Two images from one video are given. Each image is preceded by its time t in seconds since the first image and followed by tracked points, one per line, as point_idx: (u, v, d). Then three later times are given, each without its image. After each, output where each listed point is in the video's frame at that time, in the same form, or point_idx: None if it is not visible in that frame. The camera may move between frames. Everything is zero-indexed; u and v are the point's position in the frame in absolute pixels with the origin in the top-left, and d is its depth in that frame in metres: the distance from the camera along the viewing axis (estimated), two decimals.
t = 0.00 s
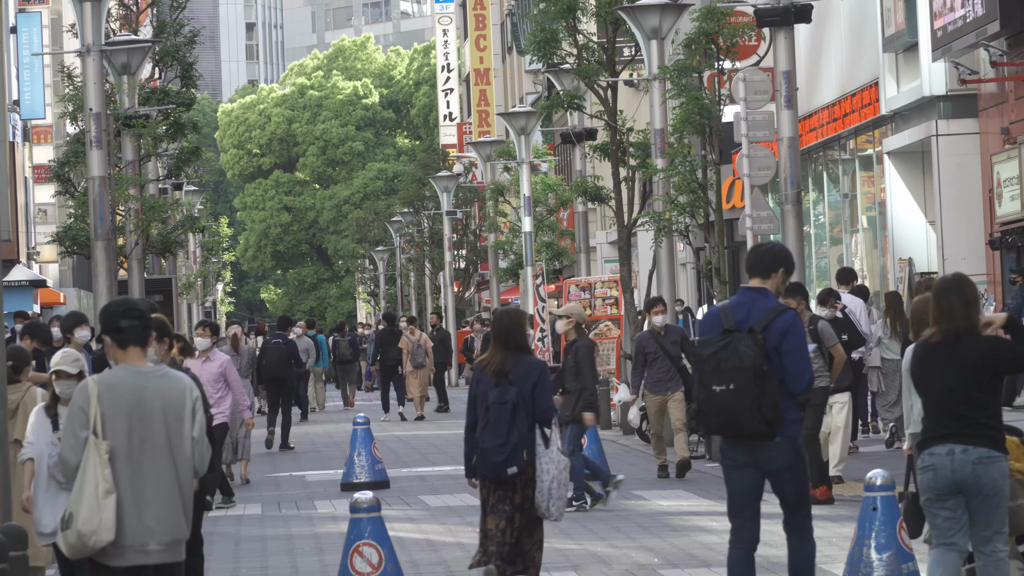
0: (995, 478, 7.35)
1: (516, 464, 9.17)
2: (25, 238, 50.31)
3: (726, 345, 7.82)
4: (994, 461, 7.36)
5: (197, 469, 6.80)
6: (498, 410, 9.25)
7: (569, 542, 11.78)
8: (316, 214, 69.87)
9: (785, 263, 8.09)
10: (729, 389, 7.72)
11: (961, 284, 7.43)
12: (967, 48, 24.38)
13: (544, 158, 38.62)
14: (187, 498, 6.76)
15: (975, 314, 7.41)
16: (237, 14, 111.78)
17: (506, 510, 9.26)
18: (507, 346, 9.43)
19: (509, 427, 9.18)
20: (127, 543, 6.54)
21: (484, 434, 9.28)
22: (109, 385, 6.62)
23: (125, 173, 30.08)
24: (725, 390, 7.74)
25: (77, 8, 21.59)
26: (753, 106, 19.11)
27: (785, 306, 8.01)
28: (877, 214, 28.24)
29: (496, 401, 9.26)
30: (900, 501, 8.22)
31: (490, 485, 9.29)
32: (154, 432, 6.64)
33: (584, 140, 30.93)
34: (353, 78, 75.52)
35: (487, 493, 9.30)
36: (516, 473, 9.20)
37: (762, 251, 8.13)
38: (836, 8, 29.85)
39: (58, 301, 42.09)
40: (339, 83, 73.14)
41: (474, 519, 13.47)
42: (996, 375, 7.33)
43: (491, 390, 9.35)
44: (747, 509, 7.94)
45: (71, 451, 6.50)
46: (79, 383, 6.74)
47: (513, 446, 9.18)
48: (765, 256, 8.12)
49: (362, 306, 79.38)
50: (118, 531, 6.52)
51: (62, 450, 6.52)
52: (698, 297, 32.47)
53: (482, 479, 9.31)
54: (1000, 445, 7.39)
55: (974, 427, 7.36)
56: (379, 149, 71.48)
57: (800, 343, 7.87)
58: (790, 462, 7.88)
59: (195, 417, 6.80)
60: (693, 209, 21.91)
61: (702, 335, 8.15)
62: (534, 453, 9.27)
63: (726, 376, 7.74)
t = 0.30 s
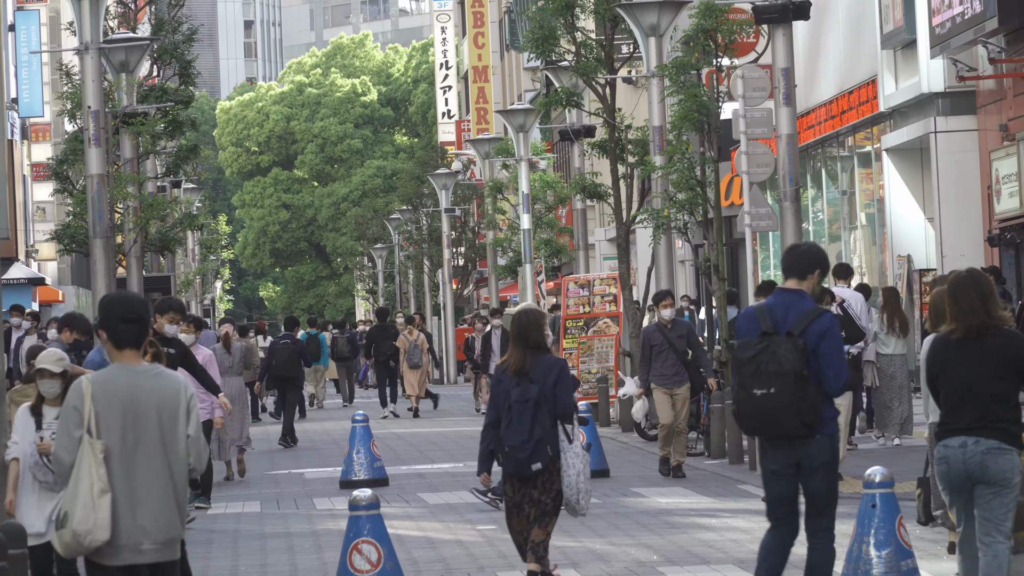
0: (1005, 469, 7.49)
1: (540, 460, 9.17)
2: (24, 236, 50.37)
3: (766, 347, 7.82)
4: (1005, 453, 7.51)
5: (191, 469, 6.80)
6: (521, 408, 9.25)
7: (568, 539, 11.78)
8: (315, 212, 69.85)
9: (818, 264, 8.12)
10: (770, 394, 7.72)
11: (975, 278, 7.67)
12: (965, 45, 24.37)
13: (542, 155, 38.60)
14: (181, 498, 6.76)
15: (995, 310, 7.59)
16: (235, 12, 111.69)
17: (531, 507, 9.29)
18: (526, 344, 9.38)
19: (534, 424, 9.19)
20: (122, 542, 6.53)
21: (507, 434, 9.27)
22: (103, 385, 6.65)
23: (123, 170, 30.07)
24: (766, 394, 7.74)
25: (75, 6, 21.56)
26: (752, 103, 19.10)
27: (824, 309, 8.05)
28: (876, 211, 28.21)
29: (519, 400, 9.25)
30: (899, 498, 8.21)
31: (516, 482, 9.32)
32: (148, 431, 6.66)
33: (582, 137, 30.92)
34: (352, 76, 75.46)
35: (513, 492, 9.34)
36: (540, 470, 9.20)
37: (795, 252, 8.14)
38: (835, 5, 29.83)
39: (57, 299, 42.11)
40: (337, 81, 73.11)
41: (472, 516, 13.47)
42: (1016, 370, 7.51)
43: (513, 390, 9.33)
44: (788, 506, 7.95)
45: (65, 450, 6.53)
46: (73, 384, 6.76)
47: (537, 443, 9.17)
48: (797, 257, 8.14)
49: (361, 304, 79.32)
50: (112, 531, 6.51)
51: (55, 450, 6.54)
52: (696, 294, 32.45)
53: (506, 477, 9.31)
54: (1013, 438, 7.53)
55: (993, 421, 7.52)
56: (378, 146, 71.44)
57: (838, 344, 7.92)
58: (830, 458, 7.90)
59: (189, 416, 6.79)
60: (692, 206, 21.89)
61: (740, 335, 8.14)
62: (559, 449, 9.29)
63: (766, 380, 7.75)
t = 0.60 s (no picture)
0: (1022, 471, 7.50)
1: (559, 449, 9.28)
2: (26, 234, 50.38)
3: (804, 339, 7.72)
4: (1020, 454, 7.51)
5: (190, 468, 6.81)
6: (540, 399, 9.40)
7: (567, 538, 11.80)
8: (316, 210, 69.86)
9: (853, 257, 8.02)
10: (811, 383, 7.62)
11: (971, 280, 7.67)
12: (966, 44, 24.36)
13: (544, 153, 38.60)
14: (180, 495, 6.77)
15: (992, 313, 7.61)
16: (236, 9, 111.64)
17: (554, 494, 9.37)
18: (543, 336, 9.62)
19: (550, 415, 9.32)
20: (120, 541, 6.54)
21: (526, 423, 9.44)
22: (101, 384, 6.66)
23: (124, 169, 30.05)
24: (807, 383, 7.64)
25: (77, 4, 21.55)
26: (753, 102, 19.09)
27: (859, 304, 7.95)
28: (877, 210, 28.19)
29: (536, 390, 9.42)
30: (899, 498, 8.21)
31: (536, 471, 9.43)
32: (147, 431, 6.67)
33: (583, 135, 30.91)
34: (353, 74, 75.45)
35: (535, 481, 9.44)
36: (559, 459, 9.31)
37: (829, 245, 8.05)
38: (836, 3, 29.82)
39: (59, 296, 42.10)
40: (339, 79, 73.10)
41: (472, 515, 13.48)
42: None
43: (532, 380, 9.51)
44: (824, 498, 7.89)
45: (63, 449, 6.54)
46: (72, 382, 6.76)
47: (555, 432, 9.30)
48: (833, 249, 8.04)
49: (362, 302, 79.30)
50: (110, 529, 6.52)
51: (54, 448, 6.55)
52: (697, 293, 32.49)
53: (525, 467, 9.45)
54: None
55: (1008, 422, 7.52)
56: (379, 144, 71.41)
57: (875, 338, 7.80)
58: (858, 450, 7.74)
59: (188, 413, 6.79)
60: (693, 205, 21.86)
61: (774, 328, 8.03)
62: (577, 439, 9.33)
63: (807, 370, 7.65)
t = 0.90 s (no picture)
0: None
1: (587, 453, 9.33)
2: (24, 233, 50.35)
3: (840, 338, 7.73)
4: None
5: (188, 468, 6.82)
6: (572, 401, 9.44)
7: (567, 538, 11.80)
8: (315, 209, 69.87)
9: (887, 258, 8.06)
10: (846, 381, 7.63)
11: (992, 282, 7.56)
12: (966, 44, 24.36)
13: (542, 153, 38.61)
14: (177, 495, 6.77)
15: (1012, 315, 7.52)
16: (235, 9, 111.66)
17: (575, 496, 9.37)
18: (582, 340, 9.60)
19: (581, 418, 9.36)
20: (116, 542, 6.54)
21: (556, 424, 9.47)
22: (99, 384, 6.65)
23: (124, 168, 30.06)
24: (843, 382, 7.64)
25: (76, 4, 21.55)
26: (752, 102, 19.11)
27: (891, 302, 7.98)
28: (876, 210, 28.23)
29: (569, 393, 9.46)
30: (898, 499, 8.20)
31: (565, 474, 9.46)
32: (145, 430, 6.66)
33: (583, 135, 30.92)
34: (352, 73, 75.47)
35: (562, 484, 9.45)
36: (586, 462, 9.35)
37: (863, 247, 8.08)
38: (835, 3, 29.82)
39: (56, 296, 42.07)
40: (338, 78, 73.08)
41: (472, 516, 13.48)
42: None
43: (565, 382, 9.54)
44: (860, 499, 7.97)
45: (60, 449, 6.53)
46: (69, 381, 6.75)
47: (584, 436, 9.34)
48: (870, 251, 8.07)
49: (361, 301, 79.25)
50: (106, 530, 6.52)
51: (51, 449, 6.55)
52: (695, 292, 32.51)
53: (553, 467, 9.49)
54: None
55: None
56: (378, 144, 71.41)
57: (907, 337, 7.83)
58: (890, 451, 7.80)
59: (187, 413, 6.79)
60: (692, 205, 21.87)
61: (808, 328, 8.03)
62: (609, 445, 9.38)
63: (843, 368, 7.65)
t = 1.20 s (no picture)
0: None
1: (616, 445, 9.57)
2: (23, 235, 50.36)
3: (861, 340, 7.88)
4: None
5: (188, 471, 6.80)
6: (599, 395, 9.66)
7: (566, 541, 11.79)
8: (313, 212, 69.89)
9: (912, 261, 8.17)
10: (868, 384, 7.78)
11: (1015, 281, 7.79)
12: (964, 47, 24.37)
13: (541, 156, 38.62)
14: (177, 497, 6.76)
15: None
16: (235, 12, 111.71)
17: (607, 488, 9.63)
18: (609, 335, 9.84)
19: (610, 410, 9.60)
20: (116, 545, 6.55)
21: (584, 418, 9.69)
22: (98, 388, 6.64)
23: (122, 170, 30.05)
24: (864, 385, 7.80)
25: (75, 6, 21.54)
26: (751, 106, 19.11)
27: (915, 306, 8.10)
28: (875, 213, 28.25)
29: (597, 387, 9.68)
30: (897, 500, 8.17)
31: (594, 466, 9.70)
32: (144, 433, 6.66)
33: (581, 138, 30.93)
34: (351, 76, 75.47)
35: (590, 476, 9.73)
36: (615, 455, 9.59)
37: (888, 250, 8.21)
38: (835, 6, 29.81)
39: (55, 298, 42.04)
40: (336, 81, 73.07)
41: (472, 517, 13.49)
42: None
43: (593, 376, 9.78)
44: (881, 493, 7.97)
45: (59, 452, 6.54)
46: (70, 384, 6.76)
47: (613, 428, 9.58)
48: (893, 254, 8.19)
49: (360, 304, 79.22)
50: (105, 534, 6.53)
51: (50, 452, 6.56)
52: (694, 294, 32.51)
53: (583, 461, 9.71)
54: None
55: None
56: (376, 147, 71.40)
57: (928, 341, 7.96)
58: (919, 450, 7.90)
59: (185, 416, 6.78)
60: (691, 207, 21.88)
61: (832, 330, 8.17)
62: (635, 437, 9.67)
63: (864, 372, 7.81)
